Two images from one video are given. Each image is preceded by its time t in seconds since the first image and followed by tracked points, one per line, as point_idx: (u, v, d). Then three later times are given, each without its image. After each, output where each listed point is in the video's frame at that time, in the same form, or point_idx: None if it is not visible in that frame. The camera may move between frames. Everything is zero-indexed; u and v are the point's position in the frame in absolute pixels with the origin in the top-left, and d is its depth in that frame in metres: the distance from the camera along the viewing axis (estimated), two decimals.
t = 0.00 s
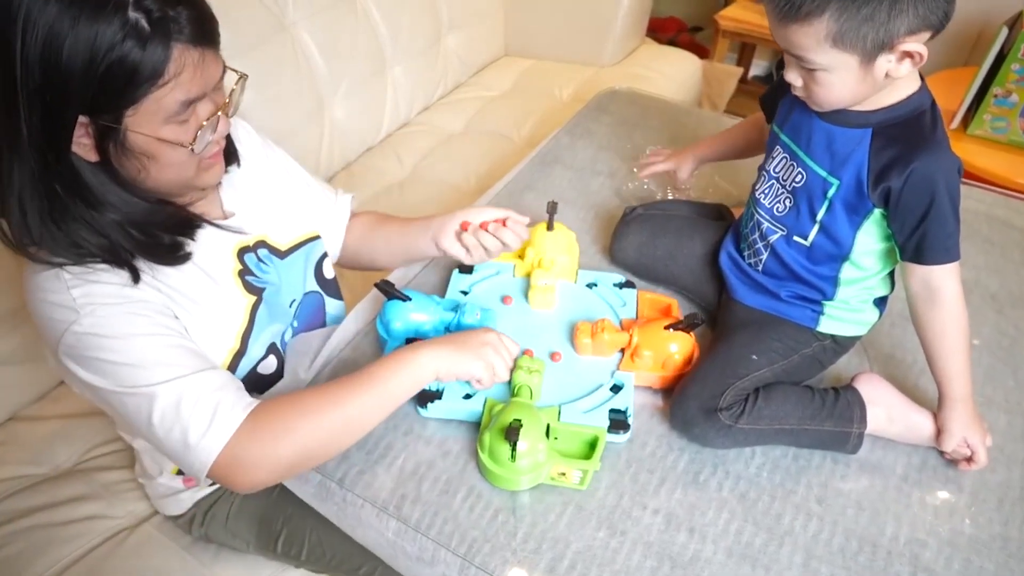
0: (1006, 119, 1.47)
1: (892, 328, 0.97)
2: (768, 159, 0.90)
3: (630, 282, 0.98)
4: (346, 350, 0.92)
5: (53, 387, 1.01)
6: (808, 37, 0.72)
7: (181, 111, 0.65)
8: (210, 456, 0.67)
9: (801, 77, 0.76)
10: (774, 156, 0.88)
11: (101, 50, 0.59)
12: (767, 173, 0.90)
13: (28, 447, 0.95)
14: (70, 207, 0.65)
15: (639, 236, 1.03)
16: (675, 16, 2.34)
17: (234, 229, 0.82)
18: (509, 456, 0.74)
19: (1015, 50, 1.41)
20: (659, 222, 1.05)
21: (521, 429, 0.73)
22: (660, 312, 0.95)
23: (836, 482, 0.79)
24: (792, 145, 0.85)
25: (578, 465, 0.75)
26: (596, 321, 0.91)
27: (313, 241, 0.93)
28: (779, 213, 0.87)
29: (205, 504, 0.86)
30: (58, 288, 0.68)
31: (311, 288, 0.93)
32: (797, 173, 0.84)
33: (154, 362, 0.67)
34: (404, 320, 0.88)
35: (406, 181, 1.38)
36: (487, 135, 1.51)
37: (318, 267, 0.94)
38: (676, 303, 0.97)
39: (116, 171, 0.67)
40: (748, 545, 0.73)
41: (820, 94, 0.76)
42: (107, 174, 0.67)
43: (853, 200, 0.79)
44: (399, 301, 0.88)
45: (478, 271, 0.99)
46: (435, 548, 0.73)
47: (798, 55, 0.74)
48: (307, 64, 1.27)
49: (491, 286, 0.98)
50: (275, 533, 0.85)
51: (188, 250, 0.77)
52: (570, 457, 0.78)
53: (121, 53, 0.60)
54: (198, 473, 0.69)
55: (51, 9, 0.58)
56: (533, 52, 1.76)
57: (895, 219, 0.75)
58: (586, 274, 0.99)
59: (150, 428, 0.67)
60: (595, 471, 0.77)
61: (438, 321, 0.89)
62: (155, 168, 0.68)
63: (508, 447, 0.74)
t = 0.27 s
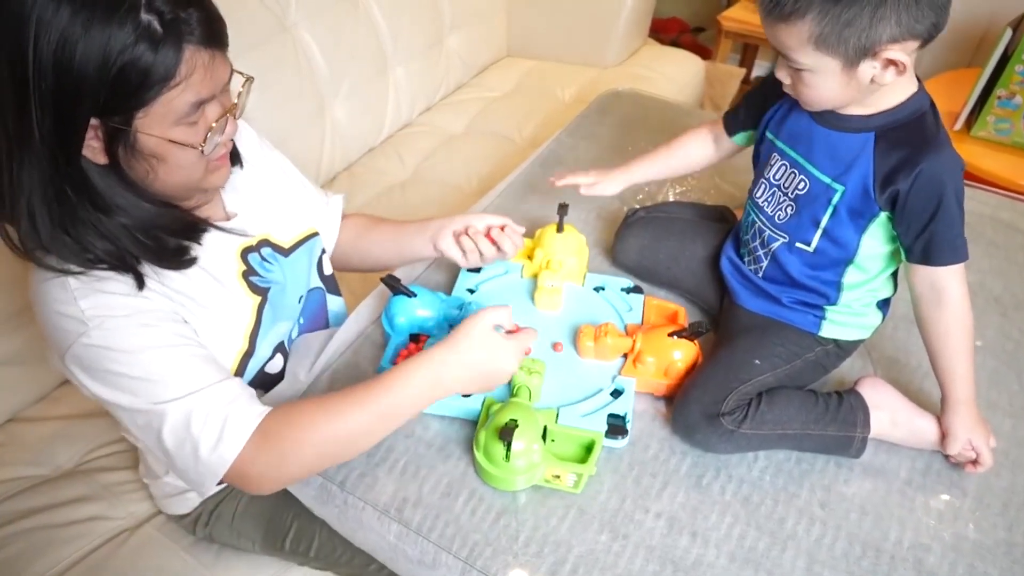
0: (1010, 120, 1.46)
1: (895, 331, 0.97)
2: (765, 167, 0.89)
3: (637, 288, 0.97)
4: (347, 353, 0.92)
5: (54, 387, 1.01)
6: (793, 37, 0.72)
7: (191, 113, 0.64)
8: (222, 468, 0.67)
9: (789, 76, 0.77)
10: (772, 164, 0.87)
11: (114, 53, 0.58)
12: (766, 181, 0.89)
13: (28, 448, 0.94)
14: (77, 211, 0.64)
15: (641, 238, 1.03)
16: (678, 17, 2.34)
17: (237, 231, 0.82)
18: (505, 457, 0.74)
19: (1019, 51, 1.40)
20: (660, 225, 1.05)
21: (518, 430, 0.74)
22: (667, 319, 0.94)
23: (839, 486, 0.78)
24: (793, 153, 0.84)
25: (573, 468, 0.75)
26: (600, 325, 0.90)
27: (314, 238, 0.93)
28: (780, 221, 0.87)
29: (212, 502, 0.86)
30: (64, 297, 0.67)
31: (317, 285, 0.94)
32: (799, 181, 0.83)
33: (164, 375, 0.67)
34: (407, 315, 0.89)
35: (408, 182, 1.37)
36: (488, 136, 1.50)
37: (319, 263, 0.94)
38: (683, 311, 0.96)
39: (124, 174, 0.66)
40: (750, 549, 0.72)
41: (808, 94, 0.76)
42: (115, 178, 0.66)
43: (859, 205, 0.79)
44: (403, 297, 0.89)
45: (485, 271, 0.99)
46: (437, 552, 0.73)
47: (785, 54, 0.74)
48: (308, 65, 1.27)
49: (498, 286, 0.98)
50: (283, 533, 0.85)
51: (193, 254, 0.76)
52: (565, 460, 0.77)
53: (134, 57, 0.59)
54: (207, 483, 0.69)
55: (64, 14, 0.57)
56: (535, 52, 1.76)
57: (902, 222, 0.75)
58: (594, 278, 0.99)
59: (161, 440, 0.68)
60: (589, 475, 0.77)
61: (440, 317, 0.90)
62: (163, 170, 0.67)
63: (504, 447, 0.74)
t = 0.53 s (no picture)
0: (1013, 121, 1.46)
1: (896, 333, 0.96)
2: (757, 170, 0.88)
3: (635, 287, 0.97)
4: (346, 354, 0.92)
5: (53, 387, 1.00)
6: (778, 35, 0.72)
7: (206, 104, 0.64)
8: (236, 453, 0.67)
9: (774, 74, 0.76)
10: (764, 166, 0.87)
11: (126, 47, 0.59)
12: (758, 184, 0.88)
13: (28, 449, 0.94)
14: (93, 203, 0.65)
15: (641, 239, 1.03)
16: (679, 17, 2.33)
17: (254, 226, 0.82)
18: (510, 459, 0.74)
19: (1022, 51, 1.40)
20: (660, 225, 1.04)
21: (522, 432, 0.73)
22: (665, 317, 0.94)
23: (840, 488, 0.78)
24: (785, 155, 0.84)
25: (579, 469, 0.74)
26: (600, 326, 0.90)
27: (321, 241, 0.92)
28: (775, 224, 0.86)
29: (208, 501, 0.86)
30: (79, 282, 0.66)
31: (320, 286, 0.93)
32: (792, 183, 0.83)
33: (178, 360, 0.66)
34: (406, 319, 0.88)
35: (408, 182, 1.37)
36: (489, 137, 1.50)
37: (325, 268, 0.93)
38: (681, 309, 0.96)
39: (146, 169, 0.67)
40: (751, 552, 0.72)
41: (793, 93, 0.75)
42: (135, 172, 0.67)
43: (854, 205, 0.78)
44: (403, 300, 0.89)
45: (483, 273, 0.99)
46: (436, 554, 0.73)
47: (770, 52, 0.74)
48: (309, 65, 1.27)
49: (498, 286, 0.97)
50: (278, 532, 0.85)
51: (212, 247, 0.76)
52: (570, 461, 0.77)
53: (145, 49, 0.59)
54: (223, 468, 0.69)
55: (76, 11, 0.58)
56: (536, 53, 1.75)
57: (896, 220, 0.75)
58: (592, 278, 0.99)
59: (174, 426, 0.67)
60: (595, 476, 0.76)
61: (441, 320, 0.89)
62: (183, 164, 0.67)
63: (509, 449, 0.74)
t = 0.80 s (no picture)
0: (1015, 122, 1.46)
1: (898, 334, 0.96)
2: (751, 171, 0.88)
3: (637, 287, 0.97)
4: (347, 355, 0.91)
5: (55, 387, 1.00)
6: (771, 39, 0.71)
7: (230, 99, 0.65)
8: (238, 456, 0.66)
9: (769, 77, 0.76)
10: (759, 167, 0.87)
11: (152, 41, 0.60)
12: (753, 185, 0.88)
13: (29, 448, 0.94)
14: (115, 199, 0.67)
15: (643, 239, 1.03)
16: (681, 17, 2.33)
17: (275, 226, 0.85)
18: (512, 459, 0.74)
19: None
20: (661, 226, 1.04)
21: (524, 432, 0.73)
22: (667, 318, 0.94)
23: (842, 490, 0.78)
24: (779, 156, 0.84)
25: (580, 470, 0.75)
26: (602, 326, 0.90)
27: (331, 245, 0.95)
28: (772, 225, 0.86)
29: (203, 501, 0.86)
30: (94, 278, 0.67)
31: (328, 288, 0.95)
32: (788, 184, 0.83)
33: (188, 357, 0.66)
34: (408, 319, 0.88)
35: (410, 182, 1.37)
36: (491, 137, 1.50)
37: (333, 272, 0.96)
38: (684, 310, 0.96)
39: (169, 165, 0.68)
40: (752, 553, 0.72)
41: (788, 95, 0.75)
42: (159, 168, 0.68)
43: (850, 205, 0.78)
44: (405, 300, 0.89)
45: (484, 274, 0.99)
46: (437, 555, 0.72)
47: (764, 55, 0.73)
48: (311, 65, 1.26)
49: (499, 287, 0.97)
50: (267, 531, 0.85)
51: (231, 248, 0.78)
52: (572, 462, 0.77)
53: (172, 45, 0.60)
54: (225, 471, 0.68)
55: (102, 8, 0.59)
56: (539, 53, 1.75)
57: (892, 220, 0.75)
58: (593, 278, 0.98)
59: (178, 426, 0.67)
60: (596, 477, 0.76)
61: (442, 320, 0.89)
62: (205, 159, 0.68)
63: (510, 450, 0.74)
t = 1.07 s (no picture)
0: (1018, 123, 1.46)
1: (901, 336, 0.96)
2: (751, 172, 0.88)
3: (643, 292, 0.97)
4: (349, 356, 0.91)
5: (57, 387, 1.00)
6: (776, 43, 0.71)
7: (242, 111, 0.65)
8: (254, 447, 0.66)
9: (772, 81, 0.76)
10: (759, 168, 0.87)
11: (164, 51, 0.59)
12: (754, 186, 0.88)
13: (31, 449, 0.94)
14: (123, 209, 0.66)
15: (645, 241, 1.03)
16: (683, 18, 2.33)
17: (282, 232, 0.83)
18: (505, 459, 0.73)
19: None
20: (664, 228, 1.04)
21: (517, 433, 0.73)
22: (671, 324, 0.94)
23: (845, 491, 0.78)
24: (778, 158, 0.84)
25: (572, 472, 0.74)
26: (604, 329, 0.90)
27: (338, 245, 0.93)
28: (773, 226, 0.86)
29: (210, 503, 0.86)
30: (104, 280, 0.67)
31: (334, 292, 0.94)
32: (787, 186, 0.83)
33: (203, 351, 0.66)
34: (411, 316, 0.88)
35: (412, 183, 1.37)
36: (492, 137, 1.50)
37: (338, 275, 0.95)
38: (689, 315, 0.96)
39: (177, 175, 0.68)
40: (755, 555, 0.72)
41: (792, 99, 0.75)
42: (167, 178, 0.68)
43: (849, 208, 0.78)
44: (408, 297, 0.88)
45: (488, 273, 0.99)
46: (440, 556, 0.72)
47: (767, 59, 0.73)
48: (313, 66, 1.26)
49: (502, 287, 0.97)
50: (275, 533, 0.85)
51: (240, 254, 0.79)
52: (565, 464, 0.77)
53: (185, 55, 0.60)
54: (240, 465, 0.67)
55: (116, 16, 0.58)
56: (540, 54, 1.75)
57: (891, 222, 0.75)
58: (599, 281, 0.98)
59: (192, 420, 0.66)
60: (590, 480, 0.76)
61: (446, 318, 0.89)
62: (214, 169, 0.68)
63: (504, 449, 0.73)
